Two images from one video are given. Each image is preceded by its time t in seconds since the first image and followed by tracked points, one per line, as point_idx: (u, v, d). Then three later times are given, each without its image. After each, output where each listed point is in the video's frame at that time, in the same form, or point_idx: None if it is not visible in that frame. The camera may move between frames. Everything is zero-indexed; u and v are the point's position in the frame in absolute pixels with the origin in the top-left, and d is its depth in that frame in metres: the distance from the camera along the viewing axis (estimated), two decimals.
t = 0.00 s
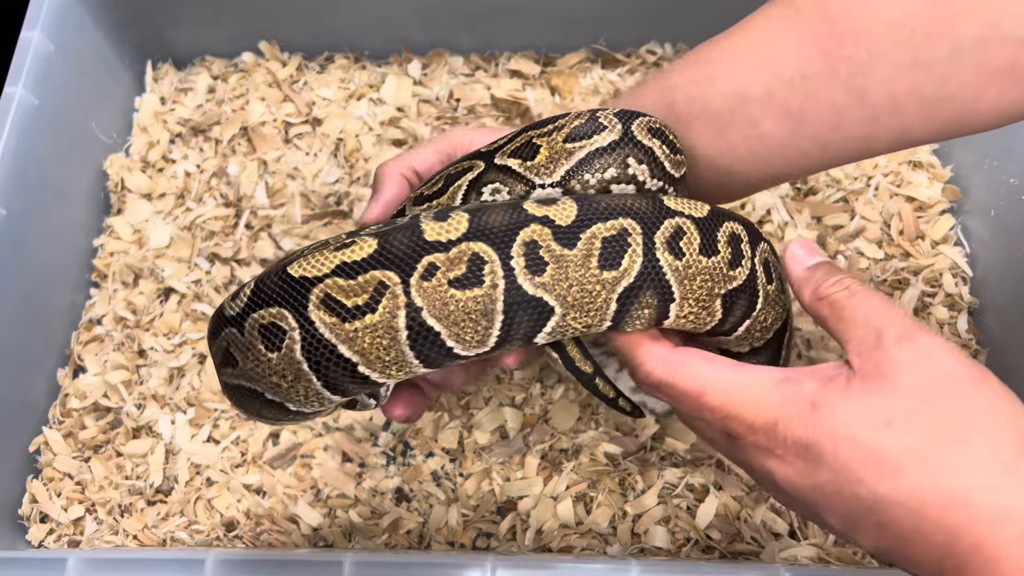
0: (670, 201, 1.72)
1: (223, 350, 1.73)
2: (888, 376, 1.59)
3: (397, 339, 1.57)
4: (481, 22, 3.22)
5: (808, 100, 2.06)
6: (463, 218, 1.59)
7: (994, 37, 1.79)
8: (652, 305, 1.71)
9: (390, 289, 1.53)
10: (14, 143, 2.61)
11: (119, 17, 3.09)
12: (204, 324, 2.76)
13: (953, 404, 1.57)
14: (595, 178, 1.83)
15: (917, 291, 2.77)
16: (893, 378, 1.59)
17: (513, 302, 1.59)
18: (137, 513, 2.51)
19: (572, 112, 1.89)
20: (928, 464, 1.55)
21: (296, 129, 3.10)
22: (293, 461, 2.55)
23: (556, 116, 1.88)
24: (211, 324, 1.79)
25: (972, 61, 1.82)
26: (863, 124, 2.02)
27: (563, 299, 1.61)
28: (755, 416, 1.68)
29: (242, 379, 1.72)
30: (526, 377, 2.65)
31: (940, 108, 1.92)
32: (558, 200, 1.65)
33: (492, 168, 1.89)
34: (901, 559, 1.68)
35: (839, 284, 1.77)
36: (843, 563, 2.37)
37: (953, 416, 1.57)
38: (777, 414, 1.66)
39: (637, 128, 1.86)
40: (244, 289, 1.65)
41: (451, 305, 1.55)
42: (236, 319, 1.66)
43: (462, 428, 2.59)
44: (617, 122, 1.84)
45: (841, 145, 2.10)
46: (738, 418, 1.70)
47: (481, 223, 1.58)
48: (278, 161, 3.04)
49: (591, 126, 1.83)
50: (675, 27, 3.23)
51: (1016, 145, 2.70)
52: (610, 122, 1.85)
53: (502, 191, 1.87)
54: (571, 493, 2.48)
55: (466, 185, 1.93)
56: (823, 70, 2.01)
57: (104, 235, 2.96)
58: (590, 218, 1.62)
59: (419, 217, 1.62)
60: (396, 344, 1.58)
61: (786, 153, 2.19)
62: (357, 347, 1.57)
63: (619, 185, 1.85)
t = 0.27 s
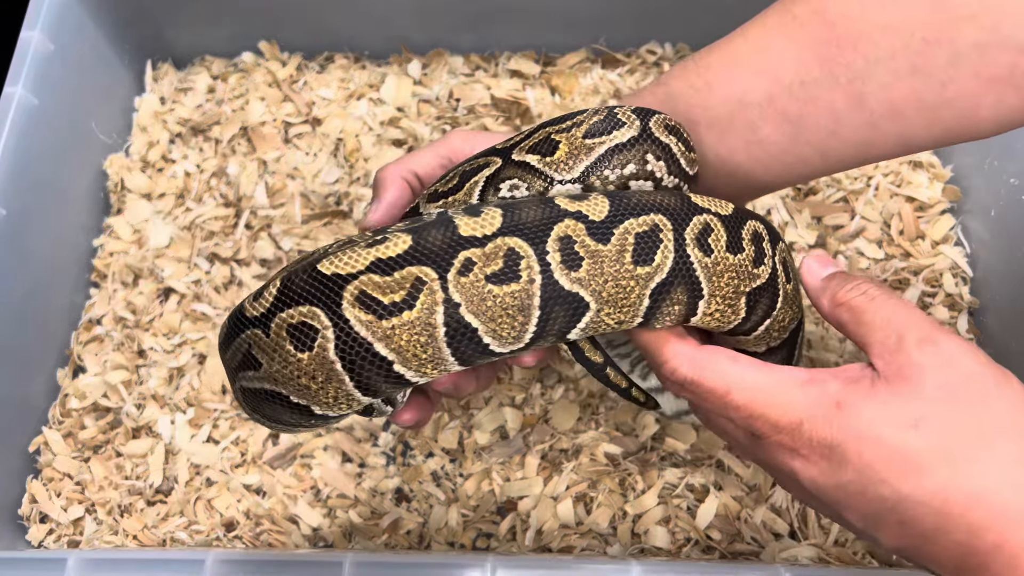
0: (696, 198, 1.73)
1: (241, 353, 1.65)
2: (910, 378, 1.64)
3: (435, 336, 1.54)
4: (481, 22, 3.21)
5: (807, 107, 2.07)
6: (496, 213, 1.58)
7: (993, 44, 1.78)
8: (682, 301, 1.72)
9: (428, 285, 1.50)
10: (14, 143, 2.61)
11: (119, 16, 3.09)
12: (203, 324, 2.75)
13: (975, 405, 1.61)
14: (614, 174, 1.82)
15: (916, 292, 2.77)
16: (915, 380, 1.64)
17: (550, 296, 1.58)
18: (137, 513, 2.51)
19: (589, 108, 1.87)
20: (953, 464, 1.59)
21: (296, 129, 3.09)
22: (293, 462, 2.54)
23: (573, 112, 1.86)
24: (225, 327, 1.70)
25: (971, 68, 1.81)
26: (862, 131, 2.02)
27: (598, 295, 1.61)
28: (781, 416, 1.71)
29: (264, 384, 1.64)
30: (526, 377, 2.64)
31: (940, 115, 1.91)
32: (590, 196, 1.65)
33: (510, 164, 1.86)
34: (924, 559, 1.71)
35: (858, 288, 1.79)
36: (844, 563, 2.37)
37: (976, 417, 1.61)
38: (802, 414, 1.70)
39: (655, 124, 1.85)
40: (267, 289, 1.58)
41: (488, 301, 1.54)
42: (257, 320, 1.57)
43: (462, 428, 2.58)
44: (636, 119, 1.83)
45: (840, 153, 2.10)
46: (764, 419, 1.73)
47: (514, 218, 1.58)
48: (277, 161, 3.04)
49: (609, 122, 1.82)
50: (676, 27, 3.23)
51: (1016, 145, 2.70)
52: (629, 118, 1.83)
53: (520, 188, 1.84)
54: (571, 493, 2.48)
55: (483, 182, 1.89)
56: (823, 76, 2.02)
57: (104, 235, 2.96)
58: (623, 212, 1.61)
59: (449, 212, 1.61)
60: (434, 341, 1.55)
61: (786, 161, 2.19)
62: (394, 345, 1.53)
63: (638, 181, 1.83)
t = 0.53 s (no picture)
0: (709, 204, 1.74)
1: (260, 360, 1.63)
2: (919, 380, 1.66)
3: (456, 340, 1.54)
4: (482, 22, 3.21)
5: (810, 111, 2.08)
6: (514, 218, 1.59)
7: (997, 47, 1.76)
8: (696, 306, 1.71)
9: (449, 289, 1.50)
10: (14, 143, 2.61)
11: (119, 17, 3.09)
12: (203, 324, 2.75)
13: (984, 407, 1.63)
14: (625, 178, 1.81)
15: (916, 292, 2.77)
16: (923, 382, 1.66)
17: (568, 301, 1.58)
18: (136, 514, 2.51)
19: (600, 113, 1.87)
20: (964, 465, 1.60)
21: (296, 129, 3.09)
22: (293, 461, 2.54)
23: (584, 116, 1.85)
24: (243, 333, 1.69)
25: (974, 71, 1.80)
26: (865, 135, 2.03)
27: (615, 300, 1.61)
28: (793, 419, 1.73)
29: (283, 389, 1.63)
30: (526, 377, 2.64)
31: (944, 118, 1.91)
32: (606, 201, 1.65)
33: (521, 167, 1.85)
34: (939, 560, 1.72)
35: (865, 293, 1.82)
36: (844, 563, 2.37)
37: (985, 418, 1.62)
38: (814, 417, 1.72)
39: (665, 128, 1.85)
40: (287, 295, 1.57)
41: (508, 304, 1.54)
42: (279, 326, 1.57)
43: (462, 428, 2.58)
44: (646, 123, 1.83)
45: (844, 156, 2.12)
46: (777, 422, 1.75)
47: (531, 222, 1.58)
48: (277, 161, 3.04)
49: (620, 126, 1.81)
50: (676, 27, 3.23)
51: (1016, 145, 2.70)
52: (639, 122, 1.83)
53: (531, 191, 1.83)
54: (571, 493, 2.48)
55: (493, 184, 1.88)
56: (826, 80, 2.02)
57: (104, 235, 2.96)
58: (639, 218, 1.62)
59: (467, 218, 1.61)
60: (455, 344, 1.54)
61: (790, 163, 2.21)
62: (416, 349, 1.53)
63: (648, 185, 1.83)
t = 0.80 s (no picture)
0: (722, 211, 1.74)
1: (275, 373, 1.60)
2: (927, 378, 1.71)
3: (480, 351, 1.52)
4: (482, 22, 3.21)
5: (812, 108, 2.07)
6: (533, 226, 1.59)
7: (1000, 44, 1.78)
8: (710, 313, 1.71)
9: (473, 300, 1.49)
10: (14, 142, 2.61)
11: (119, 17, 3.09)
12: (203, 324, 2.75)
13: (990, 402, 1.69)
14: (635, 182, 1.80)
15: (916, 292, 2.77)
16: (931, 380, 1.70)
17: (589, 309, 1.58)
18: (136, 514, 2.51)
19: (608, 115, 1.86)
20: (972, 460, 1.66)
21: (296, 129, 3.09)
22: (292, 461, 2.53)
23: (592, 118, 1.84)
24: (255, 346, 1.65)
25: (976, 68, 1.81)
26: (867, 132, 2.04)
27: (634, 307, 1.61)
28: (807, 420, 1.78)
29: (300, 404, 1.59)
30: (526, 377, 2.64)
31: (945, 115, 1.91)
32: (623, 208, 1.66)
33: (530, 170, 1.83)
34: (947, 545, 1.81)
35: (871, 287, 1.83)
36: (844, 563, 2.37)
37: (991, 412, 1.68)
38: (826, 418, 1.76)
39: (675, 131, 1.85)
40: (303, 309, 1.54)
41: (531, 314, 1.53)
42: (295, 339, 1.54)
43: (462, 428, 2.58)
44: (655, 125, 1.83)
45: (845, 154, 2.12)
46: (791, 423, 1.80)
47: (550, 230, 1.58)
48: (277, 161, 3.04)
49: (630, 128, 1.80)
50: (676, 27, 3.23)
51: (1016, 144, 2.70)
52: (649, 126, 1.83)
53: (540, 194, 1.81)
54: (571, 493, 2.48)
55: (501, 187, 1.85)
56: (827, 77, 2.01)
57: (104, 235, 2.96)
58: (656, 225, 1.62)
59: (484, 225, 1.60)
60: (479, 356, 1.53)
61: (792, 161, 2.20)
62: (439, 361, 1.51)
63: (658, 188, 1.82)
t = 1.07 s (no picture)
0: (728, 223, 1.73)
1: (277, 379, 1.60)
2: (916, 372, 1.72)
3: (483, 363, 1.52)
4: (482, 22, 3.21)
5: (815, 99, 2.06)
6: (538, 238, 1.57)
7: (1007, 36, 1.78)
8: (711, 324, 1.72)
9: (477, 313, 1.49)
10: (14, 142, 2.61)
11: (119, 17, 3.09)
12: (203, 324, 2.75)
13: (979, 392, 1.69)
14: (640, 190, 1.81)
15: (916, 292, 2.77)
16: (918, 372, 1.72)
17: (591, 323, 1.57)
18: (136, 514, 2.51)
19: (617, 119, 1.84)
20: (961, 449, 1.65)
21: (296, 129, 3.09)
22: (293, 462, 2.53)
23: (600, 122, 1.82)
24: (257, 350, 1.65)
25: (981, 60, 1.82)
26: (871, 125, 2.03)
27: (636, 323, 1.61)
28: (802, 423, 1.78)
29: (302, 411, 1.60)
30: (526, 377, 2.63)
31: (950, 107, 1.91)
32: (630, 220, 1.65)
33: (533, 174, 1.83)
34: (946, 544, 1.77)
35: (865, 280, 1.88)
36: (844, 564, 2.37)
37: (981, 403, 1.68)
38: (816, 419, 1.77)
39: (683, 139, 1.84)
40: (307, 318, 1.54)
41: (535, 328, 1.53)
42: (299, 346, 1.54)
43: (462, 428, 2.58)
44: (663, 131, 1.81)
45: (848, 147, 2.11)
46: (786, 426, 1.81)
47: (555, 242, 1.57)
48: (277, 161, 3.04)
49: (638, 135, 1.79)
50: (675, 27, 3.23)
51: (1016, 144, 2.71)
52: (658, 134, 1.80)
53: (543, 199, 1.82)
54: (571, 493, 2.48)
55: (504, 189, 1.86)
56: (831, 69, 2.01)
57: (104, 235, 2.96)
58: (663, 240, 1.61)
59: (490, 237, 1.59)
60: (482, 368, 1.53)
61: (798, 155, 2.20)
62: (443, 374, 1.51)
63: (662, 196, 1.83)
